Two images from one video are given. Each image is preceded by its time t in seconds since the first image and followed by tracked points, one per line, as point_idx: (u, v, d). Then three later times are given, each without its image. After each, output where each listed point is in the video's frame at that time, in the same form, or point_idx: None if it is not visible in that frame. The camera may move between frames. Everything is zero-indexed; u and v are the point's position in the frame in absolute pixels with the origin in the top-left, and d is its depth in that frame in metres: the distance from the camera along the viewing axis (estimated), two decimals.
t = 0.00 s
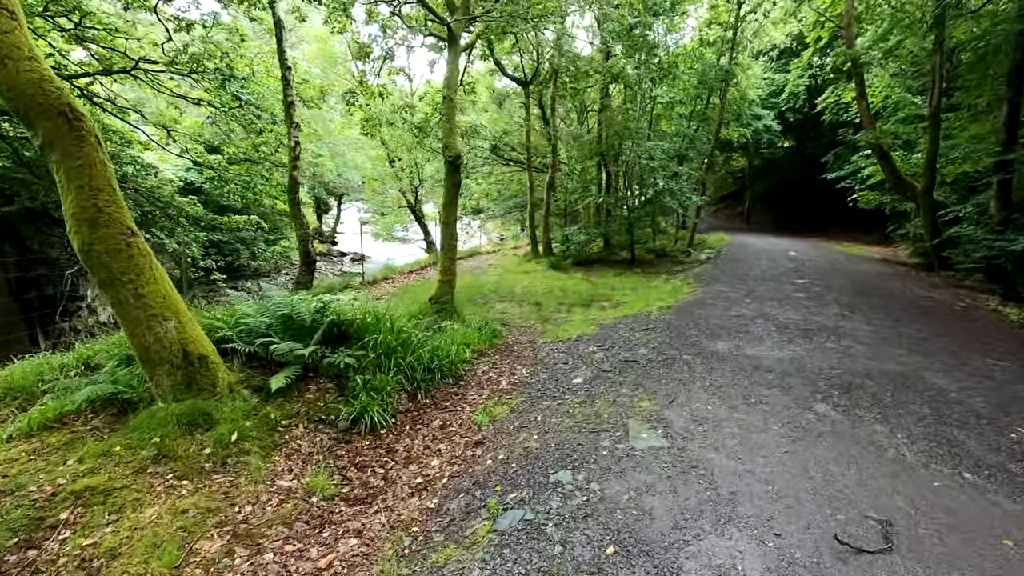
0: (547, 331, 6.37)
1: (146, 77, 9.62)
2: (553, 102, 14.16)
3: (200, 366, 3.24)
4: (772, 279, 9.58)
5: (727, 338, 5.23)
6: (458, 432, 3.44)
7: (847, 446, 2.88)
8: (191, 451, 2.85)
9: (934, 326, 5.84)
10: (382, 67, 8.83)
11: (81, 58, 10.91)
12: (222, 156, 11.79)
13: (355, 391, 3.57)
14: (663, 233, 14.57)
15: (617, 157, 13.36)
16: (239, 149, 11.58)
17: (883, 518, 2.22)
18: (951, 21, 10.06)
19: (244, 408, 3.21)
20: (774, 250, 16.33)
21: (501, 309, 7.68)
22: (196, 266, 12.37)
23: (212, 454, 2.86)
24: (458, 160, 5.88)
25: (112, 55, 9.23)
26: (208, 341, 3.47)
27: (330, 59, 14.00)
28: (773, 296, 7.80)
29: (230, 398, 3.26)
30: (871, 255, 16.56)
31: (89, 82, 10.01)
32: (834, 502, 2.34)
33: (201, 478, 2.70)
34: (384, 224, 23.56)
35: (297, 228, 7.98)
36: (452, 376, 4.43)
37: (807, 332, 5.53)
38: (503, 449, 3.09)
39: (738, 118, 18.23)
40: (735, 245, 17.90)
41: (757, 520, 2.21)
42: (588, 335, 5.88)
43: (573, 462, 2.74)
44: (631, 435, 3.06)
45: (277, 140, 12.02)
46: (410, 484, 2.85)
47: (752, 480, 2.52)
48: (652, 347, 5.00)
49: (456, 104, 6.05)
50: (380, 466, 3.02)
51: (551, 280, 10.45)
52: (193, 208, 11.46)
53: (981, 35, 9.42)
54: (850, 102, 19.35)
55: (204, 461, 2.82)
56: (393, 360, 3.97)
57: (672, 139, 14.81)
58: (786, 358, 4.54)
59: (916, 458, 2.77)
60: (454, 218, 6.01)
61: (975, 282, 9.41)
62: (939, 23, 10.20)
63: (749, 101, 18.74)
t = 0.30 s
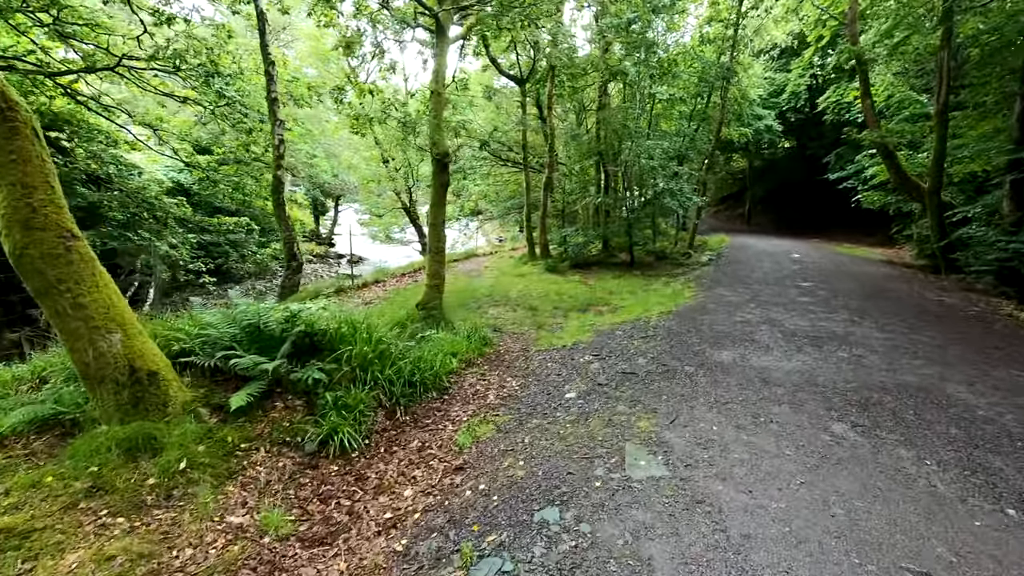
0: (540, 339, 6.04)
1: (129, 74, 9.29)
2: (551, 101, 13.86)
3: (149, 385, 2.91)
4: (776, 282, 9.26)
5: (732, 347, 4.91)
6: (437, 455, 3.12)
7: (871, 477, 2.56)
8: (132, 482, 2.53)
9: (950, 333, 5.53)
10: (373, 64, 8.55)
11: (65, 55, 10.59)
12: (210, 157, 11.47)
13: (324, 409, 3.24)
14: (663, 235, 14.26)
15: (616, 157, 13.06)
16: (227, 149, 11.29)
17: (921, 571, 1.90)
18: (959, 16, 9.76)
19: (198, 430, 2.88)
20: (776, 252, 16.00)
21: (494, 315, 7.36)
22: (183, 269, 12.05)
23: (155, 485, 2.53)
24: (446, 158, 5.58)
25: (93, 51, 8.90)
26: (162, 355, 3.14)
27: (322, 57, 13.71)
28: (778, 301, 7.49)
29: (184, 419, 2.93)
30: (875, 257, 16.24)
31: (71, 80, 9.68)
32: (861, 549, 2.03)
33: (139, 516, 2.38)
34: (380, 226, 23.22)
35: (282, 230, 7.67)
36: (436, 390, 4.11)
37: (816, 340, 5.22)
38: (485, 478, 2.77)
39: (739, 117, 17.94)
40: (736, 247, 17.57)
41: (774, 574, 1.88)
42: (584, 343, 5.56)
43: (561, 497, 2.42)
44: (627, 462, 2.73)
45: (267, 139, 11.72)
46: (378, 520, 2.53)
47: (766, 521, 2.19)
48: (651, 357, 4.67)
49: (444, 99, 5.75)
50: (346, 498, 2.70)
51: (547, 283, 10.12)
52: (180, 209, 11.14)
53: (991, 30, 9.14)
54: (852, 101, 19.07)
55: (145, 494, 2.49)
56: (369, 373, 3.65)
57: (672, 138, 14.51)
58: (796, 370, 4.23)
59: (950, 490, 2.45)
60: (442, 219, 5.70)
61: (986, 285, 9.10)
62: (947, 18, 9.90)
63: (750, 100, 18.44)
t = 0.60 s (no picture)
0: (532, 348, 5.77)
1: (115, 74, 9.05)
2: (548, 101, 13.62)
3: (91, 407, 2.64)
4: (779, 286, 9.00)
5: (733, 358, 4.64)
6: (410, 483, 2.84)
7: (891, 512, 2.28)
8: (61, 520, 2.25)
9: (964, 342, 5.26)
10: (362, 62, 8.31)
11: (51, 55, 10.35)
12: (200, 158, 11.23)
13: (288, 431, 2.97)
14: (663, 237, 14.00)
15: (615, 157, 12.81)
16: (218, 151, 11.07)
17: None
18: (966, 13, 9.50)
19: (144, 457, 2.61)
20: (779, 254, 15.69)
21: (486, 322, 7.08)
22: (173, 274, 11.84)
23: (88, 523, 2.26)
24: (432, 158, 5.32)
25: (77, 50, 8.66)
26: (109, 372, 2.86)
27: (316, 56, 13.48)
28: (781, 306, 7.22)
29: (129, 445, 2.65)
30: (880, 259, 15.95)
31: (57, 80, 9.45)
32: None
33: (65, 561, 2.11)
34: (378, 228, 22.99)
35: (267, 234, 7.42)
36: (416, 406, 3.83)
37: (823, 350, 4.95)
38: (459, 510, 2.50)
39: (740, 118, 17.69)
40: (737, 249, 17.30)
41: None
42: (578, 353, 5.29)
43: (541, 539, 2.15)
44: (618, 493, 2.45)
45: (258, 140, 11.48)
46: (336, 563, 2.26)
47: (773, 570, 1.92)
48: (648, 369, 4.40)
49: (430, 97, 5.49)
50: (304, 535, 2.43)
51: (543, 288, 9.85)
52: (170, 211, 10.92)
53: (1000, 26, 8.87)
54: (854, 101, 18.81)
55: (75, 534, 2.22)
56: (341, 389, 3.37)
57: (672, 139, 14.27)
58: (802, 383, 3.96)
59: (982, 528, 2.17)
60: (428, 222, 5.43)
61: (996, 288, 8.83)
62: (954, 14, 9.64)
63: (750, 100, 18.19)
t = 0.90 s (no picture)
0: (522, 356, 5.49)
1: (99, 71, 8.76)
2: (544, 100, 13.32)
3: (10, 432, 2.34)
4: (780, 291, 8.72)
5: (732, 370, 4.35)
6: (372, 517, 2.55)
7: (914, 562, 1.98)
8: None
9: (977, 352, 4.98)
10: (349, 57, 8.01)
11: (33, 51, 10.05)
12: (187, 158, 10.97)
13: (238, 457, 2.68)
14: (662, 239, 13.72)
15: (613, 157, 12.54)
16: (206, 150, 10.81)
17: None
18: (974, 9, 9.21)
19: (68, 489, 2.30)
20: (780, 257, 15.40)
21: (476, 328, 6.79)
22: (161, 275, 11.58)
23: None
24: (416, 156, 5.02)
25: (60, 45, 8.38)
26: (37, 391, 2.56)
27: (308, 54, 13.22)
28: (783, 313, 6.93)
29: (52, 475, 2.34)
30: (884, 262, 15.62)
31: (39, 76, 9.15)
32: None
33: None
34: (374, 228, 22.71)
35: (248, 236, 7.13)
36: (389, 424, 3.54)
37: (828, 361, 4.66)
38: (420, 553, 2.21)
39: (741, 117, 17.39)
40: (738, 251, 17.01)
41: None
42: (568, 364, 5.01)
43: None
44: (600, 535, 2.16)
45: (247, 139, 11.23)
46: None
47: None
48: (641, 383, 4.10)
49: (414, 92, 5.21)
50: None
51: (538, 291, 9.56)
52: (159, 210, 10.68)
53: (1009, 22, 8.58)
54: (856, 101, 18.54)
55: None
56: (303, 408, 3.10)
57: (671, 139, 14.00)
58: (807, 400, 3.67)
59: None
60: (411, 223, 5.16)
61: (1005, 293, 8.54)
62: (961, 10, 9.35)
63: (751, 100, 17.89)
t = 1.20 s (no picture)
0: (517, 368, 5.20)
1: (88, 68, 8.51)
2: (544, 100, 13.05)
3: None
4: (787, 298, 8.42)
5: (741, 387, 4.05)
6: (339, 559, 2.27)
7: None
8: None
9: (1001, 367, 4.67)
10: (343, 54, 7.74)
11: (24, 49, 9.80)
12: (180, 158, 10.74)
13: (191, 489, 2.39)
14: (664, 243, 13.44)
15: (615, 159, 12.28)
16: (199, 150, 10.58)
17: None
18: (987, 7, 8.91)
19: None
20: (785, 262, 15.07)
21: (470, 336, 6.51)
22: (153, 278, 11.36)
23: None
24: (406, 155, 4.74)
25: (48, 41, 8.13)
26: None
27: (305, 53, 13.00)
28: (791, 321, 6.63)
29: None
30: (892, 267, 15.30)
31: (29, 74, 8.91)
32: None
33: None
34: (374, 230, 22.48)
35: (235, 239, 6.86)
36: (367, 446, 3.25)
37: (842, 376, 4.36)
38: None
39: (745, 119, 17.11)
40: (743, 255, 16.72)
41: None
42: (565, 377, 4.73)
43: None
44: None
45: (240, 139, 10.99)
46: None
47: None
48: (643, 400, 3.81)
49: (404, 89, 4.93)
50: None
51: (536, 297, 9.27)
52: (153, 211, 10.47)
53: None
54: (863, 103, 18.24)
55: None
56: (271, 431, 2.82)
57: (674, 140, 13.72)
58: (824, 422, 3.37)
59: None
60: (401, 227, 4.88)
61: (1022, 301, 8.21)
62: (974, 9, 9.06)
63: (756, 102, 17.62)
